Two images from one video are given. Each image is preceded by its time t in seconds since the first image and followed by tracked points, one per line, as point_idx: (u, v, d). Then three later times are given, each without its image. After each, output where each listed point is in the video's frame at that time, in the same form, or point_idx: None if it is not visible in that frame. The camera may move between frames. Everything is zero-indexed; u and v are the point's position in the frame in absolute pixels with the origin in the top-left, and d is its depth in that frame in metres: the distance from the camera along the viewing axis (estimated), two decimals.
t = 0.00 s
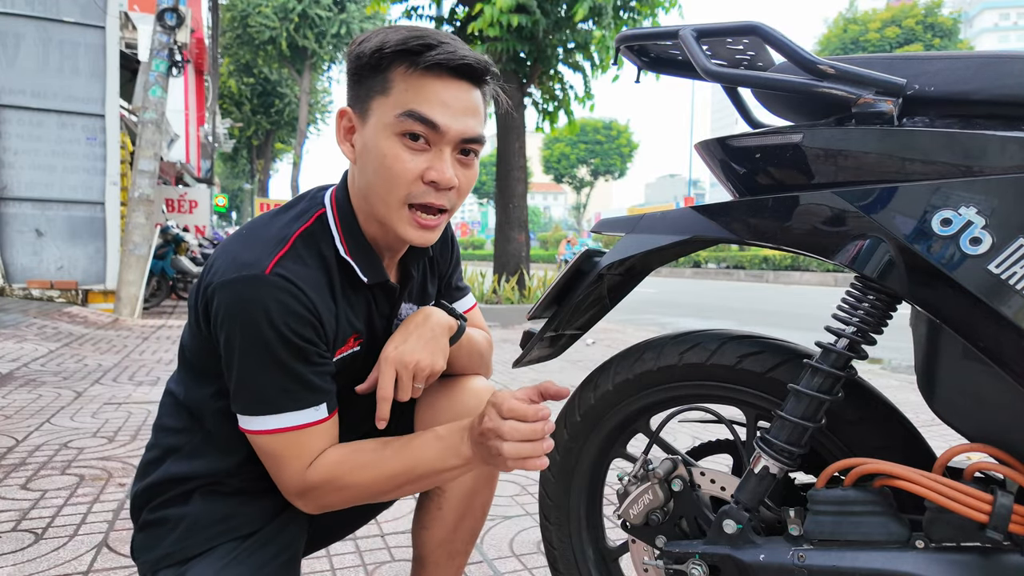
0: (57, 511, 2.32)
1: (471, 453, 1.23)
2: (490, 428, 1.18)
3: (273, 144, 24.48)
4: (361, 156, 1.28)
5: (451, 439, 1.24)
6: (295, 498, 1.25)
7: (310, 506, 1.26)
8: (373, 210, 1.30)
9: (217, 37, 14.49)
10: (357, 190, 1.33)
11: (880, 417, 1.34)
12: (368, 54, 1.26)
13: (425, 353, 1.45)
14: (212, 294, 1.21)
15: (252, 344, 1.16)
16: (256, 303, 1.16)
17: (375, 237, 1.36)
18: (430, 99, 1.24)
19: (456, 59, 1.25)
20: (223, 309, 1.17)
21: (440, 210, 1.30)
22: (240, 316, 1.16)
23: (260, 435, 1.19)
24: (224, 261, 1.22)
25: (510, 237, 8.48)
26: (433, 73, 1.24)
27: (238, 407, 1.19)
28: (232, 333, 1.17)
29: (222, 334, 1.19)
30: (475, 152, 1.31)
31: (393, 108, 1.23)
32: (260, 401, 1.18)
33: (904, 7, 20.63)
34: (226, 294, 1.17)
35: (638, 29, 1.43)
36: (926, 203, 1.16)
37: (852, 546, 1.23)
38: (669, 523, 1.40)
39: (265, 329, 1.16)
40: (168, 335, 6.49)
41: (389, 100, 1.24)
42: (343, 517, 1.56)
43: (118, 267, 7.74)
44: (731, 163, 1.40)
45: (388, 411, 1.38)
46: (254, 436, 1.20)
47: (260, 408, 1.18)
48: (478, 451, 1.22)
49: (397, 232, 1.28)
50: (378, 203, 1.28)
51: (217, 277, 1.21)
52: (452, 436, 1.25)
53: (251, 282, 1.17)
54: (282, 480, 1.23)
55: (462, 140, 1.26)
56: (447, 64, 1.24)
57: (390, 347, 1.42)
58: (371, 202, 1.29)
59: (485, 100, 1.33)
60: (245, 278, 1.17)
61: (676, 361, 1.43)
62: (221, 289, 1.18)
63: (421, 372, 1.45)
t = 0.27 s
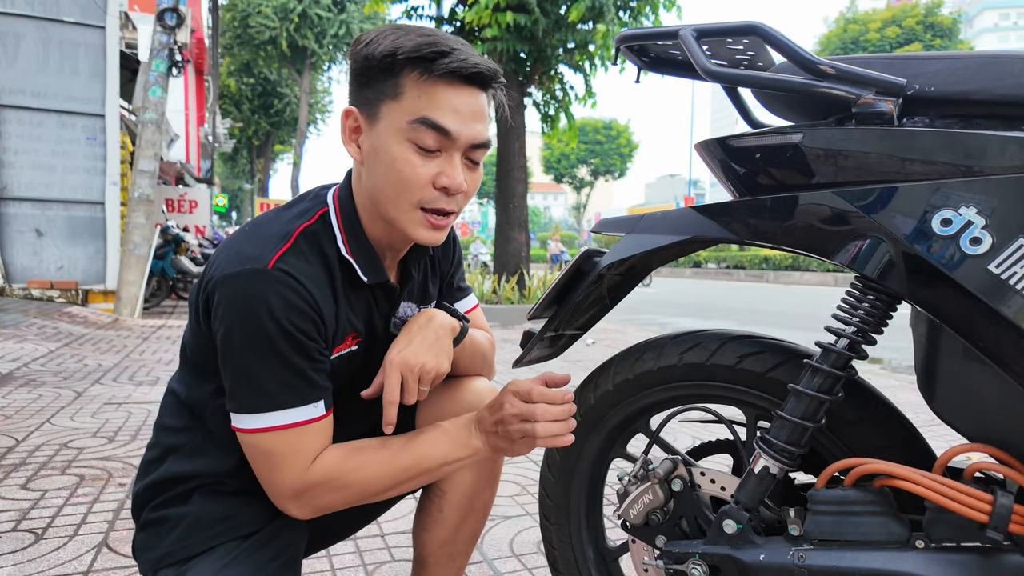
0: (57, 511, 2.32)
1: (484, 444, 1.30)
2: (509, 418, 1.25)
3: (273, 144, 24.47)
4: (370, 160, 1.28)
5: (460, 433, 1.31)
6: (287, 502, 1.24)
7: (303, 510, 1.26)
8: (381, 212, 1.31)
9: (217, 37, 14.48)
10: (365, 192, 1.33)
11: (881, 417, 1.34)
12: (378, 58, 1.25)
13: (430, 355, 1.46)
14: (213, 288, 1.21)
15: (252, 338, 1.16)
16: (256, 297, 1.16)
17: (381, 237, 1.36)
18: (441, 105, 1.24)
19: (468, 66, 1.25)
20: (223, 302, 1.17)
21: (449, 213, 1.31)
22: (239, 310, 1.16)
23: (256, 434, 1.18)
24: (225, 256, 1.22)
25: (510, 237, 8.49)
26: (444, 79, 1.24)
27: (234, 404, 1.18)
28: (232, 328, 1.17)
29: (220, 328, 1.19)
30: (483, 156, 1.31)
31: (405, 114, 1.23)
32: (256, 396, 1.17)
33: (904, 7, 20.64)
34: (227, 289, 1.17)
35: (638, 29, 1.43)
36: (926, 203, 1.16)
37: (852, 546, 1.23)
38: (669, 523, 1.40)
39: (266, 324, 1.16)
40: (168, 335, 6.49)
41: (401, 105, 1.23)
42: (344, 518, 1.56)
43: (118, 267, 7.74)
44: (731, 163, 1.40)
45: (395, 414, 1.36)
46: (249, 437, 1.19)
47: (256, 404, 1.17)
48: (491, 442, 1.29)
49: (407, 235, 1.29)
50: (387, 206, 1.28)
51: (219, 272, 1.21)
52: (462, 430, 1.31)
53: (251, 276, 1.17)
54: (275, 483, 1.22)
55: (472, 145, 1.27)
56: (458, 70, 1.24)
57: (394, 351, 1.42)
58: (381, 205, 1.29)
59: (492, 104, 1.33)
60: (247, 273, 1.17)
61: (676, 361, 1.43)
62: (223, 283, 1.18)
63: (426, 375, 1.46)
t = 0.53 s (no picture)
0: (57, 512, 2.32)
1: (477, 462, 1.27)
2: (507, 443, 1.22)
3: (273, 144, 24.47)
4: (385, 169, 1.27)
5: (455, 447, 1.28)
6: (282, 503, 1.24)
7: (297, 511, 1.26)
8: (397, 217, 1.31)
9: (217, 36, 14.47)
10: (376, 198, 1.32)
11: (881, 417, 1.34)
12: (397, 68, 1.23)
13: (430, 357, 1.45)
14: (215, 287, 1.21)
15: (254, 338, 1.17)
16: (259, 297, 1.17)
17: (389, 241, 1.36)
18: (461, 116, 1.24)
19: (488, 76, 1.25)
20: (225, 301, 1.18)
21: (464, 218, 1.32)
22: (243, 311, 1.16)
23: (253, 433, 1.19)
24: (228, 255, 1.22)
25: (510, 237, 8.49)
26: (463, 90, 1.24)
27: (233, 403, 1.19)
28: (235, 327, 1.17)
29: (222, 326, 1.19)
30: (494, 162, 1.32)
31: (428, 126, 1.23)
32: (256, 396, 1.17)
33: (904, 7, 20.65)
34: (230, 288, 1.18)
35: (638, 30, 1.43)
36: (927, 203, 1.16)
37: (852, 546, 1.23)
38: (669, 523, 1.40)
39: (269, 324, 1.16)
40: (168, 335, 6.49)
41: (422, 116, 1.23)
42: (344, 518, 1.56)
43: (119, 267, 7.75)
44: (731, 163, 1.40)
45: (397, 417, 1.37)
46: (247, 435, 1.19)
47: (257, 405, 1.18)
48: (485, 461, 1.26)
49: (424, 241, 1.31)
50: (406, 213, 1.28)
51: (222, 271, 1.21)
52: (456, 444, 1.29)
53: (254, 276, 1.17)
54: (271, 484, 1.22)
55: (487, 153, 1.28)
56: (477, 81, 1.24)
57: (395, 353, 1.42)
58: (397, 212, 1.30)
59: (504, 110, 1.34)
60: (250, 273, 1.17)
61: (676, 361, 1.43)
62: (226, 283, 1.18)
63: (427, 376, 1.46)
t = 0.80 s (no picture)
0: (57, 512, 2.32)
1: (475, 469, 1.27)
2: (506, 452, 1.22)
3: (273, 144, 24.47)
4: (389, 175, 1.27)
5: (455, 453, 1.29)
6: (279, 501, 1.25)
7: (293, 509, 1.26)
8: (399, 222, 1.32)
9: (217, 37, 14.46)
10: (379, 200, 1.33)
11: (880, 417, 1.35)
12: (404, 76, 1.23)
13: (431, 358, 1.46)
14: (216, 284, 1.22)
15: (255, 336, 1.17)
16: (259, 295, 1.17)
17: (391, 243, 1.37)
18: (465, 125, 1.24)
19: (493, 85, 1.25)
20: (226, 299, 1.18)
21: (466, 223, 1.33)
22: (245, 309, 1.17)
23: (252, 430, 1.19)
24: (229, 253, 1.23)
25: (510, 237, 8.48)
26: (470, 100, 1.24)
27: (232, 400, 1.19)
28: (236, 325, 1.17)
29: (223, 323, 1.20)
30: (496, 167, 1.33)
31: (433, 134, 1.23)
32: (255, 393, 1.18)
33: (904, 7, 20.65)
34: (232, 286, 1.18)
35: (637, 30, 1.43)
36: (926, 204, 1.16)
37: (851, 546, 1.23)
38: (669, 523, 1.40)
39: (270, 323, 1.17)
40: (168, 335, 6.49)
41: (428, 126, 1.22)
42: (344, 518, 1.56)
43: (119, 267, 7.75)
44: (730, 163, 1.40)
45: (397, 419, 1.38)
46: (245, 432, 1.20)
47: (257, 403, 1.18)
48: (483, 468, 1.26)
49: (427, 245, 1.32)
50: (408, 219, 1.29)
51: (223, 268, 1.21)
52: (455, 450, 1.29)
53: (255, 274, 1.18)
54: (268, 482, 1.23)
55: (490, 160, 1.28)
56: (483, 92, 1.24)
57: (396, 355, 1.43)
58: (399, 217, 1.31)
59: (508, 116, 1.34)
60: (252, 271, 1.18)
61: (676, 361, 1.43)
62: (228, 280, 1.19)
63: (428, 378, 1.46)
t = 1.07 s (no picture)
0: (57, 512, 2.32)
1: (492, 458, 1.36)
2: (547, 450, 1.36)
3: (273, 144, 24.46)
4: (384, 174, 1.28)
5: (466, 446, 1.34)
6: (292, 505, 1.25)
7: (308, 512, 1.27)
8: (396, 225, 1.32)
9: (217, 37, 14.45)
10: (375, 201, 1.33)
11: (880, 418, 1.35)
12: (397, 74, 1.23)
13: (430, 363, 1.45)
14: (218, 287, 1.22)
15: (260, 338, 1.17)
16: (264, 296, 1.17)
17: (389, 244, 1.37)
18: (459, 124, 1.24)
19: (486, 83, 1.25)
20: (230, 302, 1.18)
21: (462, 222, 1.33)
22: (249, 310, 1.17)
23: (261, 432, 1.19)
24: (231, 254, 1.23)
25: (510, 237, 8.48)
26: (463, 98, 1.24)
27: (239, 403, 1.20)
28: (240, 326, 1.17)
29: (227, 326, 1.20)
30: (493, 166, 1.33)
31: (426, 135, 1.23)
32: (262, 395, 1.18)
33: (903, 7, 20.64)
34: (235, 288, 1.18)
35: (637, 30, 1.43)
36: (925, 204, 1.16)
37: (851, 546, 1.23)
38: (669, 523, 1.40)
39: (274, 324, 1.17)
40: (168, 335, 6.49)
41: (421, 124, 1.23)
42: (343, 518, 1.56)
43: (119, 267, 7.75)
44: (730, 163, 1.40)
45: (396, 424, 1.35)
46: (255, 436, 1.20)
47: (264, 405, 1.18)
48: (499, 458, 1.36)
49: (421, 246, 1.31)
50: (404, 220, 1.29)
51: (226, 271, 1.21)
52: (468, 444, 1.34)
53: (259, 276, 1.18)
54: (280, 485, 1.23)
55: (486, 160, 1.29)
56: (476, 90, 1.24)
57: (394, 360, 1.42)
58: (393, 217, 1.31)
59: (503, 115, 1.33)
60: (255, 273, 1.18)
61: (676, 361, 1.43)
62: (231, 283, 1.19)
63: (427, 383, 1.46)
